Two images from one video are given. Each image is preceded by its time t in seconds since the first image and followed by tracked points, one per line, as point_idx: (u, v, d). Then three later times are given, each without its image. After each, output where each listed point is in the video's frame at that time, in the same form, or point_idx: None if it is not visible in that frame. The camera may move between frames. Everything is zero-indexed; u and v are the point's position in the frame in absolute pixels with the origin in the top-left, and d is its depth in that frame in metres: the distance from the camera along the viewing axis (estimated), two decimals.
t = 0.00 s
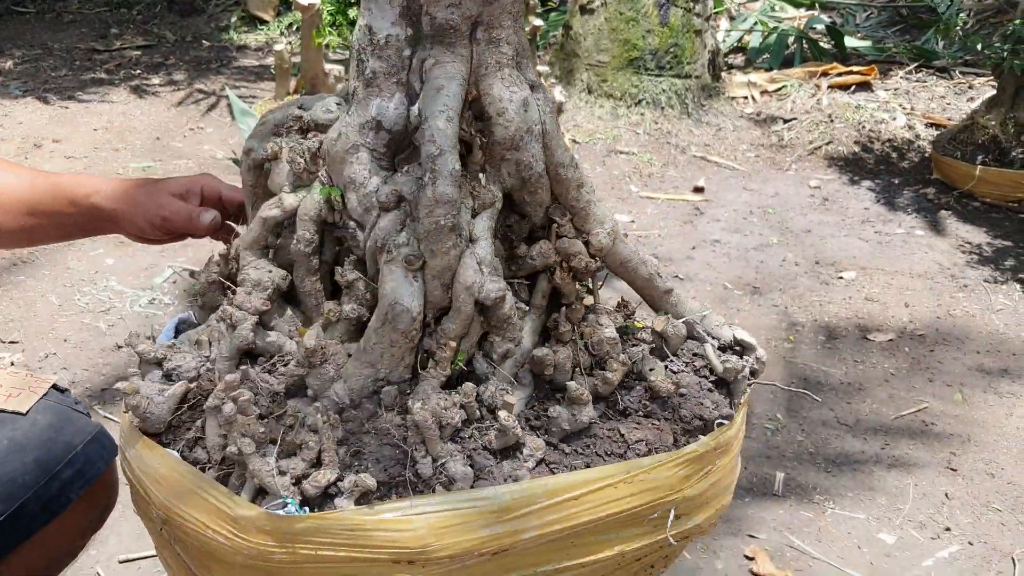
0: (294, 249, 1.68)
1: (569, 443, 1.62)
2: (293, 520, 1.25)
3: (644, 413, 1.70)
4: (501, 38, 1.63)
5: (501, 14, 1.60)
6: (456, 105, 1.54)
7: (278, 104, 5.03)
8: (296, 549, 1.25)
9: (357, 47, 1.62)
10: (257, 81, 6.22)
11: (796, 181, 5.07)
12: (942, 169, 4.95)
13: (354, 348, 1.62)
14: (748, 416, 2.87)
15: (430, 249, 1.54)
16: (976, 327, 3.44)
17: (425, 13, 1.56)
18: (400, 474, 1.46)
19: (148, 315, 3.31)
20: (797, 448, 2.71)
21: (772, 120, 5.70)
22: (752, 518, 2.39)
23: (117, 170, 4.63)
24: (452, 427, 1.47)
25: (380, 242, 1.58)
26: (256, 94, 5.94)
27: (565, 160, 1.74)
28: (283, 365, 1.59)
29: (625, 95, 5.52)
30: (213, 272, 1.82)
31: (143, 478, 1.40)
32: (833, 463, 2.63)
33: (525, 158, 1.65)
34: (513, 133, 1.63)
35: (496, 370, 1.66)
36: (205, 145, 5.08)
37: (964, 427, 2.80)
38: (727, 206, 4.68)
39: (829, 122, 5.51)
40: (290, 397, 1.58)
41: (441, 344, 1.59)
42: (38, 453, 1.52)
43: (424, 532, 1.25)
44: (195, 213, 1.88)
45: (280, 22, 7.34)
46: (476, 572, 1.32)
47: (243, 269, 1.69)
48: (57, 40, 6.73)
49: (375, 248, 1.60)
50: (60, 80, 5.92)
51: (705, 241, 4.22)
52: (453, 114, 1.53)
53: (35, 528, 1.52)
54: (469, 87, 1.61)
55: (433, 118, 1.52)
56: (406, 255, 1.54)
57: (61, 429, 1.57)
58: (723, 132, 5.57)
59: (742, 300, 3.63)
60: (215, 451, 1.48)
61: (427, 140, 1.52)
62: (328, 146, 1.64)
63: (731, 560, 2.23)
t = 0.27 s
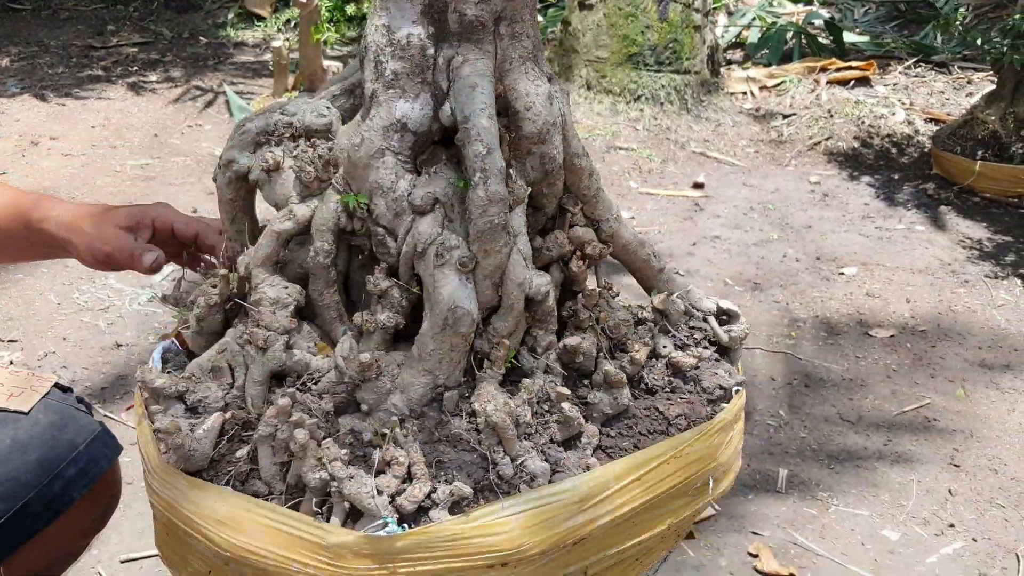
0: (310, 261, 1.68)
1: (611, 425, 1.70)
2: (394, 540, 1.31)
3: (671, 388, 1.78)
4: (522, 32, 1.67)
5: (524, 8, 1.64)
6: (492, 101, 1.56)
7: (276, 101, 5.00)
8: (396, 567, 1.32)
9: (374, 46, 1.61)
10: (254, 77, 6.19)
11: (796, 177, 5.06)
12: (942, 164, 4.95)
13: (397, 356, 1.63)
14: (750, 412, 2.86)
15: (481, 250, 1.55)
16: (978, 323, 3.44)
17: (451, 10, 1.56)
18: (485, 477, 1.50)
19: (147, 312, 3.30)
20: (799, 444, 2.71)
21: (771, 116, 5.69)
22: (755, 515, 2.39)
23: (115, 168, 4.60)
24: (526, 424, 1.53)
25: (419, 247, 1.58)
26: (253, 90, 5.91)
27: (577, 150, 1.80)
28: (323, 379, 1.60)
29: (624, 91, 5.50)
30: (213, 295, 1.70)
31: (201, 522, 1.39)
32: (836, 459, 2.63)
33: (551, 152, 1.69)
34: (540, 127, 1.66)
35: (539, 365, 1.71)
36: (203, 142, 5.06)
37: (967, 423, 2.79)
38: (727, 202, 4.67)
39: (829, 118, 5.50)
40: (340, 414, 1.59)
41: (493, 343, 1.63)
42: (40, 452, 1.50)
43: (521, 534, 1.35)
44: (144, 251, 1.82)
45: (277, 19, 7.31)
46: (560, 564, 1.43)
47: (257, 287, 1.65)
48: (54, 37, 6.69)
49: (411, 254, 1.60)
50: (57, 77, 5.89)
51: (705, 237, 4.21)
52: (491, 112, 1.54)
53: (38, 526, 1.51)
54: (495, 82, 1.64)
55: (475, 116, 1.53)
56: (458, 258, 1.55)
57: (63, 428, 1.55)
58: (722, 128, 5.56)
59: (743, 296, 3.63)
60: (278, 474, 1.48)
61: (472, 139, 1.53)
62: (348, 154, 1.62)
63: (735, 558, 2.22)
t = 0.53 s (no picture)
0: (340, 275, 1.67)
1: (645, 406, 1.79)
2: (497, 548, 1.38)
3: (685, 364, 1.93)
4: (544, 26, 1.74)
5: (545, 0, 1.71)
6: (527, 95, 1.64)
7: (275, 98, 4.98)
8: (505, 571, 1.39)
9: (400, 47, 1.64)
10: (253, 74, 6.17)
11: (797, 173, 5.05)
12: (943, 160, 4.94)
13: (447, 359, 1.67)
14: (754, 409, 2.85)
15: (535, 247, 1.65)
16: (981, 319, 3.43)
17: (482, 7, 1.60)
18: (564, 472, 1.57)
19: (148, 310, 3.29)
20: (803, 441, 2.70)
21: (771, 112, 5.68)
22: (760, 512, 2.38)
23: (114, 165, 4.58)
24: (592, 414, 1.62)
25: (465, 249, 1.64)
26: (252, 87, 5.88)
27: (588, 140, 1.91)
28: (371, 393, 1.62)
29: (624, 87, 5.47)
30: (232, 319, 1.65)
31: (287, 555, 1.39)
32: (840, 456, 2.62)
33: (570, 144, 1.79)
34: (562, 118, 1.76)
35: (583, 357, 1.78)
36: (202, 140, 5.04)
37: (971, 419, 2.79)
38: (728, 198, 4.66)
39: (829, 114, 5.49)
40: (402, 426, 1.62)
41: (545, 338, 1.74)
42: (47, 450, 1.49)
43: (609, 517, 1.46)
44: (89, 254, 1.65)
45: (276, 15, 7.28)
46: (637, 544, 1.55)
47: (288, 305, 1.63)
48: (51, 34, 6.66)
49: (455, 255, 1.66)
50: (55, 75, 5.86)
51: (707, 233, 4.20)
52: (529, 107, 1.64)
53: (45, 526, 1.48)
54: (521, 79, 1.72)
55: (518, 113, 1.62)
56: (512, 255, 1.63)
57: (69, 426, 1.55)
58: (723, 124, 5.55)
59: (745, 293, 3.62)
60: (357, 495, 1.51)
61: (519, 137, 1.62)
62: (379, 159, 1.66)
63: (741, 555, 2.21)
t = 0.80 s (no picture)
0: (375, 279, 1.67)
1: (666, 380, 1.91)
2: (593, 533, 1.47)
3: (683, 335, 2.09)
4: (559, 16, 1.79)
5: None
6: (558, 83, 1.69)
7: (275, 94, 4.95)
8: (602, 553, 1.49)
9: (429, 40, 1.61)
10: (252, 70, 6.15)
11: (797, 168, 5.04)
12: (943, 155, 4.93)
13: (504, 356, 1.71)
14: (756, 403, 2.85)
15: (582, 232, 1.73)
16: (982, 313, 3.43)
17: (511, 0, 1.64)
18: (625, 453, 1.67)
19: (147, 306, 3.27)
20: (806, 435, 2.69)
21: (771, 107, 5.67)
22: (763, 507, 2.38)
23: (112, 161, 4.56)
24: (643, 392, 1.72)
25: (511, 242, 1.67)
26: (250, 82, 5.86)
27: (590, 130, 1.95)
28: (422, 395, 1.67)
29: (624, 82, 5.44)
30: (265, 335, 1.63)
31: (377, 569, 1.42)
32: (843, 451, 2.62)
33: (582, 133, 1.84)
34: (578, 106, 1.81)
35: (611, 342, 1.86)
36: (200, 135, 5.02)
37: (973, 414, 2.78)
38: (729, 193, 4.65)
39: (829, 109, 5.47)
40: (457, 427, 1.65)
41: (588, 322, 1.81)
42: (50, 445, 1.48)
43: (680, 489, 1.60)
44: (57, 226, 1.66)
45: (273, 11, 7.25)
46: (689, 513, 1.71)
47: (330, 315, 1.63)
48: (48, 29, 6.62)
49: (498, 250, 1.68)
50: (52, 70, 5.83)
51: (707, 229, 4.19)
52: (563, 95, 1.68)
53: (47, 521, 1.48)
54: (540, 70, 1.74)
55: (557, 102, 1.66)
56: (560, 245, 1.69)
57: (72, 421, 1.54)
58: (723, 119, 5.54)
59: (747, 287, 3.61)
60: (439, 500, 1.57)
61: (563, 125, 1.66)
62: (415, 159, 1.62)
63: (744, 550, 2.21)
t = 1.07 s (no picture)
0: (425, 280, 1.70)
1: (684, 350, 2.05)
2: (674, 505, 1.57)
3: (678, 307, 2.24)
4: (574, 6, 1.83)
5: None
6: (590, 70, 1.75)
7: (275, 89, 4.92)
8: (693, 525, 1.62)
9: (467, 34, 1.62)
10: (251, 65, 6.14)
11: (797, 163, 5.04)
12: (943, 150, 4.93)
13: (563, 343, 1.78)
14: (760, 398, 2.85)
15: (625, 216, 1.85)
16: (984, 308, 3.43)
17: None
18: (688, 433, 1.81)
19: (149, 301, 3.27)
20: (810, 430, 2.69)
21: (771, 102, 5.67)
22: (767, 501, 2.38)
23: (112, 156, 4.54)
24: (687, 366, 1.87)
25: (558, 232, 1.73)
26: (249, 77, 5.84)
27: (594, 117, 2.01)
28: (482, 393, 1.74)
29: (625, 77, 5.41)
30: (319, 349, 1.62)
31: (496, 566, 1.43)
32: (847, 445, 2.62)
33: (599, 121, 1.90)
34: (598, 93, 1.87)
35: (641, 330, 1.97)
36: (200, 130, 5.01)
37: (976, 408, 2.79)
38: (730, 188, 4.65)
39: (829, 104, 5.47)
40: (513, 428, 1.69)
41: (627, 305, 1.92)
42: (56, 439, 1.47)
43: (733, 460, 1.76)
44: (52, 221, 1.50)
45: (272, 6, 7.23)
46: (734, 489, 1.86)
47: (389, 321, 1.65)
48: (46, 24, 6.59)
49: (545, 240, 1.73)
50: (50, 66, 5.80)
51: (709, 224, 4.19)
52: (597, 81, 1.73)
53: (53, 514, 1.48)
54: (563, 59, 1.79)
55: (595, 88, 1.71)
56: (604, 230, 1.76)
57: (80, 413, 1.52)
58: (723, 114, 5.54)
59: (749, 282, 3.61)
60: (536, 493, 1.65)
61: (603, 111, 1.73)
62: (460, 154, 1.64)
63: (749, 544, 2.21)
